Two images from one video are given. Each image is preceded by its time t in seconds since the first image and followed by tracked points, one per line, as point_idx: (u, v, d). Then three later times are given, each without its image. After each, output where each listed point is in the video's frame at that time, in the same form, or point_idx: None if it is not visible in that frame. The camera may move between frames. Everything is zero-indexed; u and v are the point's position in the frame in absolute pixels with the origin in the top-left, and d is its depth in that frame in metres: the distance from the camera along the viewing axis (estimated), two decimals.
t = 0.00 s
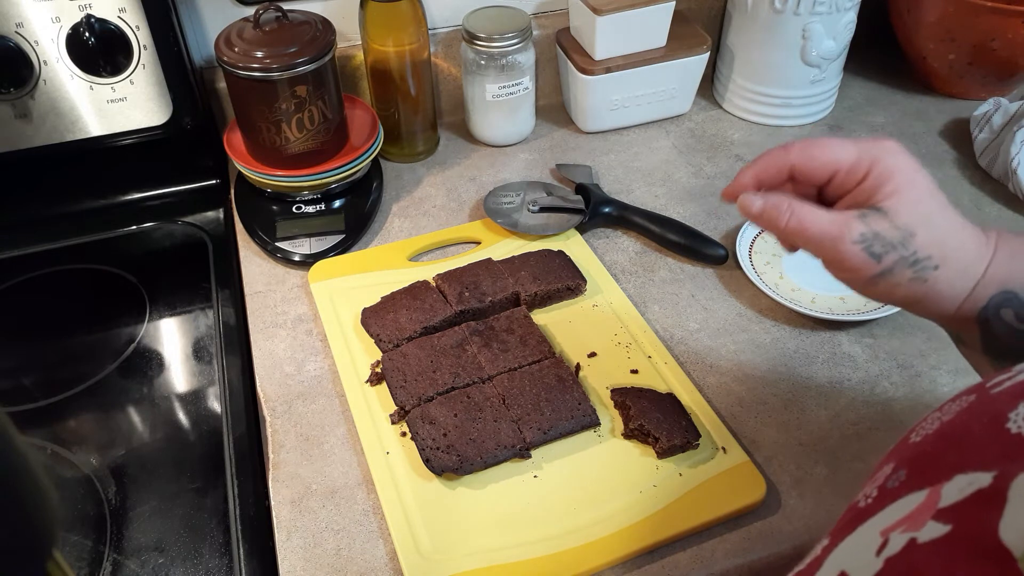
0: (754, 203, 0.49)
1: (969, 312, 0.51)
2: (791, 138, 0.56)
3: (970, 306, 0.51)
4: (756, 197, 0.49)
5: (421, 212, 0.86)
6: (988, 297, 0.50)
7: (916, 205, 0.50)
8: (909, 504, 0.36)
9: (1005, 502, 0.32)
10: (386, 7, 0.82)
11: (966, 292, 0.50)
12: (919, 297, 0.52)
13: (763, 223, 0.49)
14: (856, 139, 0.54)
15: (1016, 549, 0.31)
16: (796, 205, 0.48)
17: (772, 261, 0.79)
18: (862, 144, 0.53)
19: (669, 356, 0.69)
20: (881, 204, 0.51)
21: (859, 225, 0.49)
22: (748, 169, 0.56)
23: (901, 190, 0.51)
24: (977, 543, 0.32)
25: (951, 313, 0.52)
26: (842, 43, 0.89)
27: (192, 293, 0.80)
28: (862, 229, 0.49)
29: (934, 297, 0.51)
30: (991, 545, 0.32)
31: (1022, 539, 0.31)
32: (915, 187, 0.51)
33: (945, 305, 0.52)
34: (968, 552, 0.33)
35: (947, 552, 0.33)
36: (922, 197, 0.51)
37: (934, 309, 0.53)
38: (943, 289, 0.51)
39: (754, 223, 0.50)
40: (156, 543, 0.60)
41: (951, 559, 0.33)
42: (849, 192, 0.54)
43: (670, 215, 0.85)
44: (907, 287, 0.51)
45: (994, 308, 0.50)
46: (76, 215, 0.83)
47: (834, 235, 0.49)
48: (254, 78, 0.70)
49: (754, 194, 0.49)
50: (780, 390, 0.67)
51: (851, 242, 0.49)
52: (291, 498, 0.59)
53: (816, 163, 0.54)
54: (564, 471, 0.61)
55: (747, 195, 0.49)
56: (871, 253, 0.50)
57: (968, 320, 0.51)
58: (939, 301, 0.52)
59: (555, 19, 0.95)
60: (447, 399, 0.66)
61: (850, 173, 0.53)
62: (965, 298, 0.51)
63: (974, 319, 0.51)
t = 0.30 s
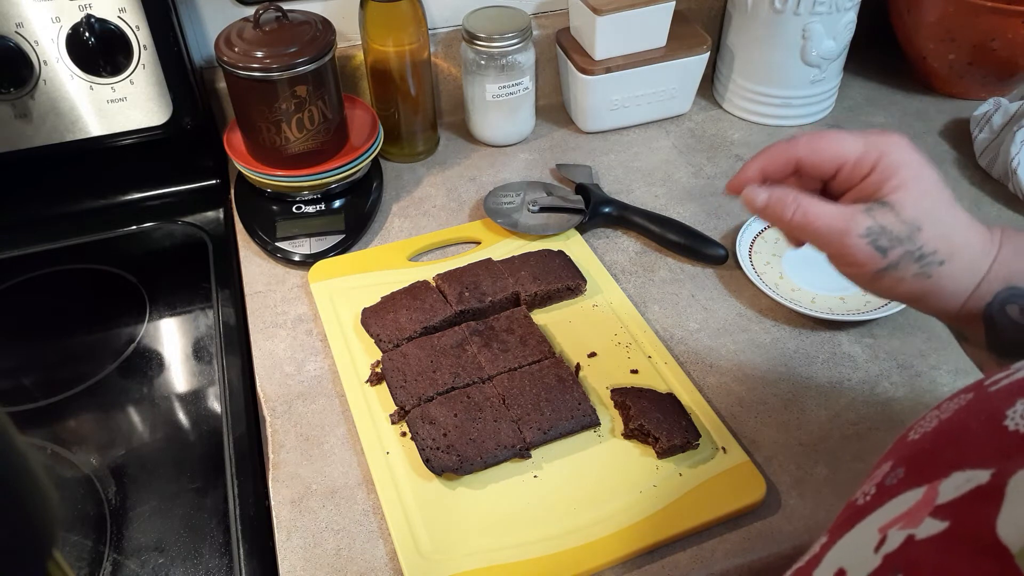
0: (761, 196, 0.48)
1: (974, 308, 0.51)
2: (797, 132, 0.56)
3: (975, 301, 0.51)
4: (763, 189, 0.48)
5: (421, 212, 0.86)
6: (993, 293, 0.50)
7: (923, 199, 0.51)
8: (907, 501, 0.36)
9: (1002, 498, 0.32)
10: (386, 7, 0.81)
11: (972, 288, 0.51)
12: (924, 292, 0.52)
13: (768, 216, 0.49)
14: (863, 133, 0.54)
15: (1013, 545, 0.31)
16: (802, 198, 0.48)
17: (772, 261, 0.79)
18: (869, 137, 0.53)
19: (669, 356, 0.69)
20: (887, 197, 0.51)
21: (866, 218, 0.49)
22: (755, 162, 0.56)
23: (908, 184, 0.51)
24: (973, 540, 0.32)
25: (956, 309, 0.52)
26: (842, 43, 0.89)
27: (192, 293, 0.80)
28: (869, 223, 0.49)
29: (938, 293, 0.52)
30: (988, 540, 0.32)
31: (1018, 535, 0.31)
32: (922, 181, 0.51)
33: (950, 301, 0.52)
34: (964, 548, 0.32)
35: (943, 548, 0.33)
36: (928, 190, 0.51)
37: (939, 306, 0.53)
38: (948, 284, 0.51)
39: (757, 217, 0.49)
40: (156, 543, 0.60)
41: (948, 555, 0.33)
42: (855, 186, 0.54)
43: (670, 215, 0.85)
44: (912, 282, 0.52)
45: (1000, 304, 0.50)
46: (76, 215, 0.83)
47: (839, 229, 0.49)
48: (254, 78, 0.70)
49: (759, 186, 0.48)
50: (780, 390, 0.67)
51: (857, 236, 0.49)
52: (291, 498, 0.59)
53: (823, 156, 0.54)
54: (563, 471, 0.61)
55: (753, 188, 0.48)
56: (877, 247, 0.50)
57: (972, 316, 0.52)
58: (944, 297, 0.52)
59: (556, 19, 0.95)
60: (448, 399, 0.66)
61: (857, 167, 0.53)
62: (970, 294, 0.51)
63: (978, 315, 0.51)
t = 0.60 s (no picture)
0: (761, 203, 0.47)
1: (977, 310, 0.52)
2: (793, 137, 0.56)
3: (978, 303, 0.52)
4: (761, 197, 0.47)
5: (421, 212, 0.86)
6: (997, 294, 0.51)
7: (921, 201, 0.51)
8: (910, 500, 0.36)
9: (1006, 495, 0.32)
10: (386, 7, 0.82)
11: (972, 291, 0.51)
12: (926, 294, 0.52)
13: (768, 224, 0.48)
14: (858, 137, 0.54)
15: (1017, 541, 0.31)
16: (801, 204, 0.47)
17: (772, 261, 0.79)
18: (865, 141, 0.53)
19: (669, 356, 0.69)
20: (885, 201, 0.51)
21: (864, 222, 0.49)
22: (753, 169, 0.56)
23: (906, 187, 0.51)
24: (978, 537, 0.32)
25: (959, 311, 0.53)
26: (842, 43, 0.89)
27: (192, 293, 0.80)
28: (867, 227, 0.49)
29: (940, 295, 0.52)
30: (992, 537, 0.32)
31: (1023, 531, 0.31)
32: (919, 183, 0.51)
33: (954, 303, 0.52)
34: (969, 545, 0.32)
35: (947, 545, 0.33)
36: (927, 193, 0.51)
37: (943, 308, 0.53)
38: (949, 286, 0.51)
39: (756, 225, 0.49)
40: (156, 543, 0.60)
41: (952, 552, 0.33)
42: (854, 190, 0.54)
43: (670, 215, 0.85)
44: (913, 285, 0.51)
45: (1003, 305, 0.51)
46: (76, 215, 0.83)
47: (840, 234, 0.48)
48: (254, 78, 0.70)
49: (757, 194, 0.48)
50: (781, 390, 0.67)
51: (856, 240, 0.49)
52: (291, 498, 0.59)
53: (820, 161, 0.53)
54: (563, 471, 0.61)
55: (751, 196, 0.47)
56: (877, 250, 0.49)
57: (975, 318, 0.52)
58: (947, 300, 0.52)
59: (555, 19, 0.95)
60: (447, 399, 0.66)
61: (854, 170, 0.53)
62: (973, 295, 0.52)
63: (982, 317, 0.52)
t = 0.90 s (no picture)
0: (794, 163, 0.48)
1: (993, 298, 0.52)
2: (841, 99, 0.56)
3: (995, 291, 0.52)
4: (794, 157, 0.48)
5: (421, 212, 0.86)
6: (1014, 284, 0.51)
7: (958, 180, 0.50)
8: (912, 502, 0.36)
9: (1009, 498, 0.32)
10: (386, 7, 0.82)
11: (992, 277, 0.51)
12: (948, 277, 0.52)
13: (799, 185, 0.49)
14: (904, 107, 0.54)
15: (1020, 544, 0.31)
16: (834, 169, 0.48)
17: (772, 261, 0.79)
18: (912, 113, 0.53)
19: (669, 356, 0.69)
20: (922, 177, 0.51)
21: (899, 197, 0.49)
22: (790, 127, 0.56)
23: (946, 165, 0.51)
24: (980, 540, 0.32)
25: (975, 298, 0.53)
26: (842, 43, 0.89)
27: (192, 293, 0.80)
28: (901, 201, 0.49)
29: (961, 279, 0.52)
30: (995, 539, 0.32)
31: None
32: (960, 163, 0.51)
33: (971, 289, 0.52)
34: (972, 548, 0.33)
35: (950, 547, 0.33)
36: (967, 174, 0.51)
37: (958, 292, 0.53)
38: (972, 270, 0.51)
39: (787, 185, 0.50)
40: (156, 543, 0.60)
41: (955, 555, 0.33)
42: (891, 161, 0.54)
43: (670, 215, 0.85)
44: (937, 266, 0.52)
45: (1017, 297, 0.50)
46: (76, 215, 0.83)
47: (870, 204, 0.49)
48: (254, 78, 0.70)
49: (792, 154, 0.49)
50: (780, 390, 0.67)
51: (888, 214, 0.49)
52: (291, 498, 0.59)
53: (860, 128, 0.54)
54: (563, 471, 0.61)
55: (785, 155, 0.49)
56: (907, 226, 0.49)
57: (989, 307, 0.52)
58: (966, 284, 0.52)
59: (555, 19, 0.95)
60: (447, 399, 0.66)
61: (894, 143, 0.53)
62: (991, 282, 0.51)
63: (997, 306, 0.51)
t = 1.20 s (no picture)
0: (790, 171, 0.48)
1: (996, 299, 0.52)
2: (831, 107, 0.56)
3: (998, 292, 0.52)
4: (790, 166, 0.48)
5: (421, 212, 0.86)
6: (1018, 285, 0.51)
7: (955, 180, 0.51)
8: (912, 510, 0.36)
9: (1010, 507, 0.32)
10: (386, 7, 0.82)
11: (996, 277, 0.51)
12: (949, 278, 0.52)
13: (796, 194, 0.49)
14: (898, 112, 0.54)
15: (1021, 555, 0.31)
16: (830, 176, 0.48)
17: (772, 260, 0.79)
18: (903, 117, 0.53)
19: (669, 356, 0.69)
20: (919, 177, 0.51)
21: (895, 199, 0.49)
22: (785, 136, 0.56)
23: (942, 166, 0.51)
24: (981, 549, 0.32)
25: (977, 299, 0.53)
26: (842, 43, 0.89)
27: (192, 293, 0.80)
28: (898, 204, 0.49)
29: (963, 280, 0.52)
30: (997, 550, 0.32)
31: None
32: (956, 164, 0.51)
33: (973, 290, 0.52)
34: (972, 557, 0.32)
35: (951, 558, 0.33)
36: (962, 174, 0.51)
37: (961, 294, 0.53)
38: (974, 271, 0.51)
39: (784, 194, 0.49)
40: (156, 543, 0.60)
41: (956, 565, 0.33)
42: (887, 165, 0.54)
43: (670, 215, 0.85)
44: (938, 267, 0.51)
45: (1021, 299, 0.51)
46: (76, 215, 0.83)
47: (868, 208, 0.48)
48: (254, 78, 0.70)
49: (787, 163, 0.48)
50: (780, 390, 0.67)
51: (886, 216, 0.49)
52: (290, 498, 0.59)
53: (855, 132, 0.54)
54: (564, 471, 0.61)
55: (780, 164, 0.48)
56: (906, 229, 0.49)
57: (994, 309, 0.52)
58: (969, 285, 0.52)
59: (555, 19, 0.95)
60: (448, 399, 0.66)
61: (890, 144, 0.53)
62: (994, 283, 0.51)
63: (1000, 308, 0.52)
